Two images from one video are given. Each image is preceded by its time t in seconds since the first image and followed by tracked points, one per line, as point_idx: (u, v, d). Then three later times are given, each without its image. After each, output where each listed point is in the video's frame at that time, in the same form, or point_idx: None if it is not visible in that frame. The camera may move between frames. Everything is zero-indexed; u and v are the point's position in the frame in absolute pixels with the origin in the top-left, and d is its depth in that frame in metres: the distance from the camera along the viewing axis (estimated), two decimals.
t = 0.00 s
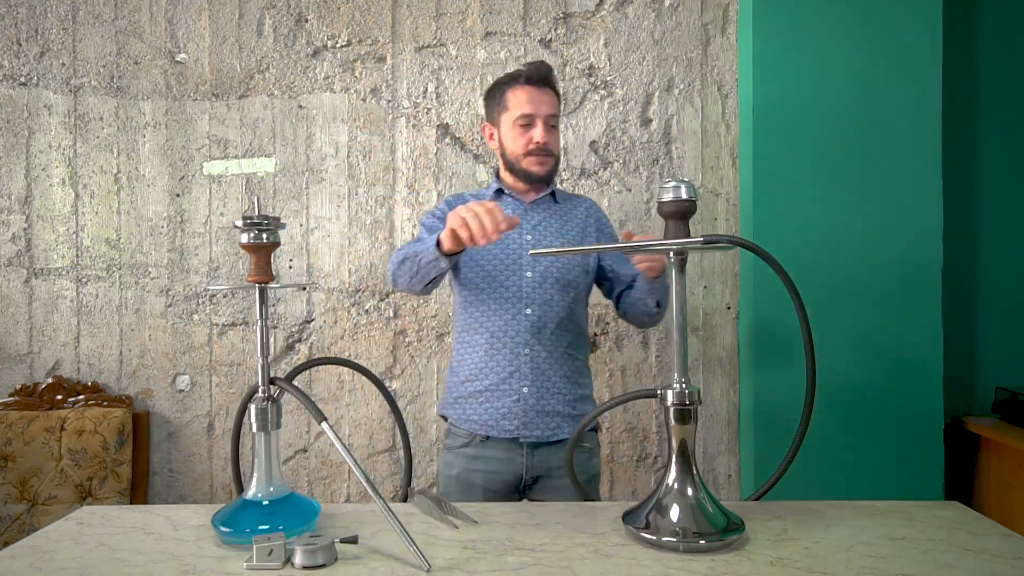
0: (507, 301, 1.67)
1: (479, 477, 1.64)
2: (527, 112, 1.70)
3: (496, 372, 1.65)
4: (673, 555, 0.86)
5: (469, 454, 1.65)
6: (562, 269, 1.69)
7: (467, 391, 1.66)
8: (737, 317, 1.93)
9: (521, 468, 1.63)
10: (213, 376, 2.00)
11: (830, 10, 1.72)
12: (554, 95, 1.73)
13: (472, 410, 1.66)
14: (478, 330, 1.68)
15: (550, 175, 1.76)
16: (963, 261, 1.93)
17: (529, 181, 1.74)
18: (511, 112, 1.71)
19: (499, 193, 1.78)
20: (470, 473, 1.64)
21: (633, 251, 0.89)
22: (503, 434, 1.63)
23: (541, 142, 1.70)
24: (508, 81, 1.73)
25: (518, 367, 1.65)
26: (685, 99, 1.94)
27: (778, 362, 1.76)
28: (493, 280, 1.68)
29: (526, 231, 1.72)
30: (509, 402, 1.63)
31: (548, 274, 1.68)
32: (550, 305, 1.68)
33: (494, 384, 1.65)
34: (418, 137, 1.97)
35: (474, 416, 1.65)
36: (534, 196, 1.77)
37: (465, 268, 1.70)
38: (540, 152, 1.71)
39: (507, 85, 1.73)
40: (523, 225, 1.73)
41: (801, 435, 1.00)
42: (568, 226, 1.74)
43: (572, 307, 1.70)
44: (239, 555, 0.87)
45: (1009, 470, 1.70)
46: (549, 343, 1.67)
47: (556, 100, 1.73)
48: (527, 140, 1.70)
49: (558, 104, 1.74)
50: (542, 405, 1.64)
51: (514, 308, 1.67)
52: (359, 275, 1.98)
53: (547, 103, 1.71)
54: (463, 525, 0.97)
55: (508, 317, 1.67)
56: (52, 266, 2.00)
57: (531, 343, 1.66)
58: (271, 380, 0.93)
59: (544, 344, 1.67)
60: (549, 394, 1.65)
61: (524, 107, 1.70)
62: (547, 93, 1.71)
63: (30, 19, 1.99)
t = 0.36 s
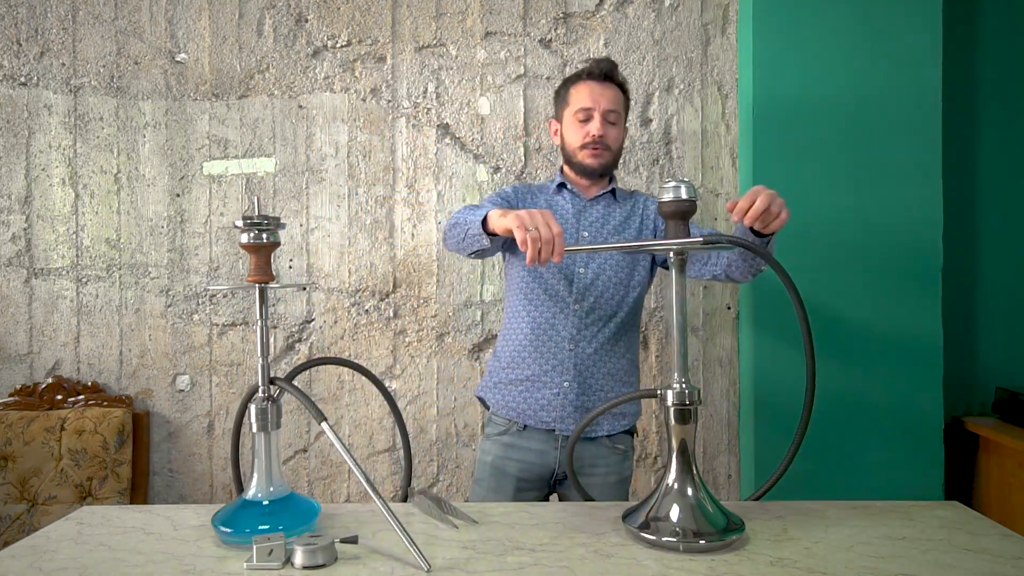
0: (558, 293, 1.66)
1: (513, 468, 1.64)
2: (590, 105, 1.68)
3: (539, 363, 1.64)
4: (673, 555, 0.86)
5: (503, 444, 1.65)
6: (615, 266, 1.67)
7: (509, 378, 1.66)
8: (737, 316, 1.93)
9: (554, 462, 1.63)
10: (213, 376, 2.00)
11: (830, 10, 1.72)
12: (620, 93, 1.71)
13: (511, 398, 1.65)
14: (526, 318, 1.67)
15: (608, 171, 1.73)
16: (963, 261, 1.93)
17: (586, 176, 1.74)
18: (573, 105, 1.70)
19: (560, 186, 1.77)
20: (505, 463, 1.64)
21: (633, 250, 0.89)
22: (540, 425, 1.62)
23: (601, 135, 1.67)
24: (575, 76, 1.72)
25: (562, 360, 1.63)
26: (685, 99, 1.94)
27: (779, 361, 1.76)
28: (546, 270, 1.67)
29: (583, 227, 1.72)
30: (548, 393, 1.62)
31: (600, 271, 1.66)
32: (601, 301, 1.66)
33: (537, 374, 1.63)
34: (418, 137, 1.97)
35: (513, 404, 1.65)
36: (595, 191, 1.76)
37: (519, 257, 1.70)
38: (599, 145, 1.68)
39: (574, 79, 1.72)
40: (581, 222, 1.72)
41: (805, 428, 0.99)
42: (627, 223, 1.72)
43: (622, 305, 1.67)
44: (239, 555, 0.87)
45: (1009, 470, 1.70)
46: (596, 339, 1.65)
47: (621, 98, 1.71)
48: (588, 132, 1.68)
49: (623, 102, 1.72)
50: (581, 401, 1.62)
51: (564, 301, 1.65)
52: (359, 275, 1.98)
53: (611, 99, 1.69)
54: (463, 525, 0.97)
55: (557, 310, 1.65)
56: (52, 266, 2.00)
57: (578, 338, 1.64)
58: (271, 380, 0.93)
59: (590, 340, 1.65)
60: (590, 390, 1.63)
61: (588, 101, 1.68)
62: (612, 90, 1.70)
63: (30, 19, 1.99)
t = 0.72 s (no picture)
0: (573, 291, 1.65)
1: (516, 462, 1.65)
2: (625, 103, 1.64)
3: (550, 360, 1.64)
4: (673, 555, 0.86)
5: (509, 437, 1.67)
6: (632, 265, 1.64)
7: (521, 372, 1.67)
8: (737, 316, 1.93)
9: (558, 459, 1.64)
10: (213, 376, 2.00)
11: (830, 10, 1.72)
12: (656, 93, 1.67)
13: (521, 392, 1.66)
14: (540, 314, 1.66)
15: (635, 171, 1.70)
16: (963, 260, 1.93)
17: (613, 174, 1.71)
18: (608, 101, 1.66)
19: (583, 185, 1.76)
20: (509, 455, 1.66)
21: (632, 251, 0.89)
22: (545, 421, 1.63)
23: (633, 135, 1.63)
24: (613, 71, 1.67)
25: (572, 358, 1.63)
26: (685, 99, 1.94)
27: (779, 361, 1.76)
28: (562, 267, 1.67)
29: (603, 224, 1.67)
30: (555, 389, 1.63)
31: (615, 269, 1.64)
32: (614, 300, 1.64)
33: (546, 370, 1.64)
34: (418, 137, 1.97)
35: (523, 398, 1.66)
36: (617, 189, 1.74)
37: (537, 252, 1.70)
38: (629, 145, 1.65)
39: (610, 73, 1.67)
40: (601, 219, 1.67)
41: (814, 398, 0.99)
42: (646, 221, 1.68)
43: (635, 306, 1.65)
44: (239, 555, 0.87)
45: (1009, 470, 1.70)
46: (608, 338, 1.64)
47: (657, 98, 1.67)
48: (620, 130, 1.64)
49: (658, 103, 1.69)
50: (588, 400, 1.62)
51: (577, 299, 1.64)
52: (359, 275, 1.98)
53: (647, 100, 1.65)
54: (464, 525, 0.97)
55: (571, 307, 1.65)
56: (52, 266, 2.00)
57: (589, 337, 1.63)
58: (271, 380, 0.93)
59: (601, 338, 1.63)
60: (598, 389, 1.63)
61: (624, 98, 1.64)
62: (649, 90, 1.66)
63: (30, 19, 1.99)
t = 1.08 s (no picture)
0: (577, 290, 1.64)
1: (513, 458, 1.65)
2: (625, 106, 1.58)
3: (553, 359, 1.63)
4: (672, 555, 0.86)
5: (506, 434, 1.67)
6: (636, 265, 1.64)
7: (525, 369, 1.66)
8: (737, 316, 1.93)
9: (554, 456, 1.64)
10: (213, 376, 2.00)
11: (830, 10, 1.72)
12: (657, 91, 1.61)
13: (525, 390, 1.66)
14: (545, 313, 1.65)
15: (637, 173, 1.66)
16: (964, 259, 1.93)
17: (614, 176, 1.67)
18: (608, 103, 1.61)
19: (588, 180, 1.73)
20: (506, 452, 1.66)
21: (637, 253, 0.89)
22: (546, 421, 1.63)
23: (633, 139, 1.59)
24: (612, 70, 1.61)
25: (575, 357, 1.62)
26: (685, 99, 1.94)
27: (779, 360, 1.76)
28: (567, 266, 1.65)
29: (607, 225, 1.66)
30: (558, 389, 1.62)
31: (620, 270, 1.63)
32: (618, 301, 1.64)
33: (550, 370, 1.63)
34: (418, 137, 1.97)
35: (526, 396, 1.65)
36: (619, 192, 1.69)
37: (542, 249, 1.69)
38: (630, 148, 1.60)
39: (612, 73, 1.61)
40: (605, 219, 1.67)
41: (832, 385, 1.20)
42: (649, 221, 1.67)
43: (639, 307, 1.65)
44: (239, 555, 0.87)
45: (1009, 471, 1.70)
46: (610, 339, 1.64)
47: (658, 97, 1.61)
48: (620, 134, 1.60)
49: (660, 101, 1.63)
50: (591, 399, 1.62)
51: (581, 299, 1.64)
52: (359, 275, 1.98)
53: (648, 100, 1.59)
54: (464, 525, 0.97)
55: (575, 307, 1.64)
56: (52, 266, 2.00)
57: (593, 337, 1.62)
58: (271, 381, 0.93)
59: (603, 340, 1.63)
60: (600, 389, 1.63)
61: (624, 101, 1.58)
62: (650, 90, 1.60)
63: (30, 19, 1.99)
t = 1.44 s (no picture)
0: (564, 297, 1.64)
1: (501, 463, 1.65)
2: (596, 105, 1.61)
3: (544, 366, 1.63)
4: (673, 555, 0.86)
5: (492, 440, 1.67)
6: (619, 270, 1.67)
7: (514, 378, 1.65)
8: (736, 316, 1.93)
9: (542, 458, 1.64)
10: (213, 376, 2.00)
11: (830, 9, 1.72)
12: (627, 91, 1.64)
13: (515, 400, 1.64)
14: (532, 321, 1.65)
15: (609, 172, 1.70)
16: (964, 260, 1.93)
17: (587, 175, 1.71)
18: (579, 103, 1.63)
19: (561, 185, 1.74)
20: (493, 458, 1.65)
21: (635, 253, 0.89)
22: (542, 428, 1.62)
23: (604, 138, 1.62)
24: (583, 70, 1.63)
25: (565, 363, 1.63)
26: (685, 99, 1.94)
27: (779, 361, 1.76)
28: (551, 272, 1.65)
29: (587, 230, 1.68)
30: (551, 396, 1.62)
31: (604, 275, 1.66)
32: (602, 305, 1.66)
33: (541, 377, 1.63)
34: (418, 137, 1.97)
35: (519, 405, 1.64)
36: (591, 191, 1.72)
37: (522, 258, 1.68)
38: (601, 148, 1.64)
39: (581, 73, 1.64)
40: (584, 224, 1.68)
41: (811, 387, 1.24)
42: (626, 227, 1.70)
43: (623, 310, 1.68)
44: (239, 555, 0.87)
45: (1009, 471, 1.70)
46: (595, 342, 1.66)
47: (628, 96, 1.64)
48: (592, 133, 1.63)
49: (630, 99, 1.66)
50: (583, 404, 1.63)
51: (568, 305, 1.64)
52: (359, 275, 1.98)
53: (618, 100, 1.62)
54: (465, 525, 0.97)
55: (563, 313, 1.64)
56: (52, 266, 2.00)
57: (582, 342, 1.64)
58: (271, 380, 0.93)
59: (590, 344, 1.65)
60: (592, 393, 1.64)
61: (595, 101, 1.61)
62: (620, 89, 1.63)
63: (30, 19, 1.99)
